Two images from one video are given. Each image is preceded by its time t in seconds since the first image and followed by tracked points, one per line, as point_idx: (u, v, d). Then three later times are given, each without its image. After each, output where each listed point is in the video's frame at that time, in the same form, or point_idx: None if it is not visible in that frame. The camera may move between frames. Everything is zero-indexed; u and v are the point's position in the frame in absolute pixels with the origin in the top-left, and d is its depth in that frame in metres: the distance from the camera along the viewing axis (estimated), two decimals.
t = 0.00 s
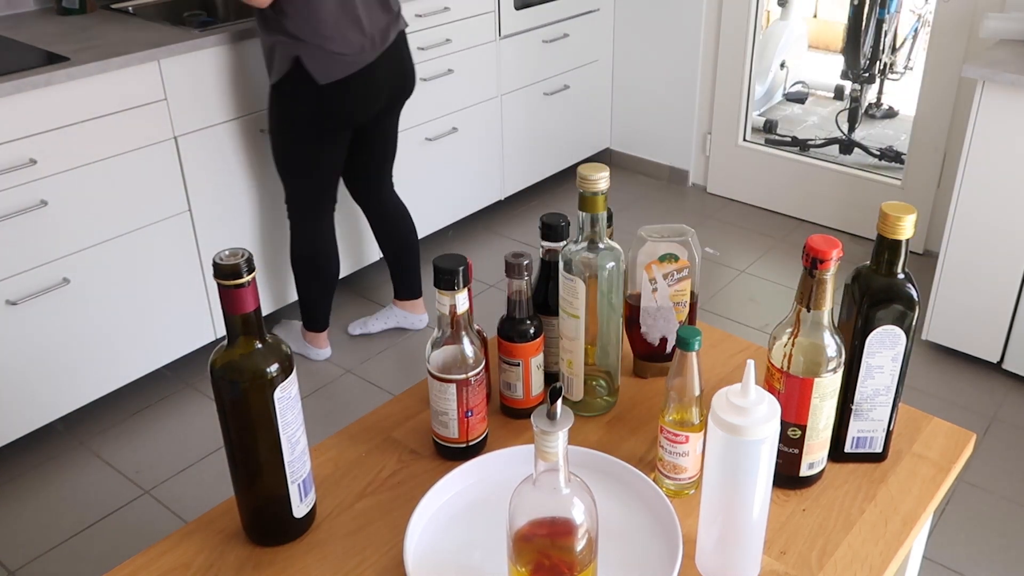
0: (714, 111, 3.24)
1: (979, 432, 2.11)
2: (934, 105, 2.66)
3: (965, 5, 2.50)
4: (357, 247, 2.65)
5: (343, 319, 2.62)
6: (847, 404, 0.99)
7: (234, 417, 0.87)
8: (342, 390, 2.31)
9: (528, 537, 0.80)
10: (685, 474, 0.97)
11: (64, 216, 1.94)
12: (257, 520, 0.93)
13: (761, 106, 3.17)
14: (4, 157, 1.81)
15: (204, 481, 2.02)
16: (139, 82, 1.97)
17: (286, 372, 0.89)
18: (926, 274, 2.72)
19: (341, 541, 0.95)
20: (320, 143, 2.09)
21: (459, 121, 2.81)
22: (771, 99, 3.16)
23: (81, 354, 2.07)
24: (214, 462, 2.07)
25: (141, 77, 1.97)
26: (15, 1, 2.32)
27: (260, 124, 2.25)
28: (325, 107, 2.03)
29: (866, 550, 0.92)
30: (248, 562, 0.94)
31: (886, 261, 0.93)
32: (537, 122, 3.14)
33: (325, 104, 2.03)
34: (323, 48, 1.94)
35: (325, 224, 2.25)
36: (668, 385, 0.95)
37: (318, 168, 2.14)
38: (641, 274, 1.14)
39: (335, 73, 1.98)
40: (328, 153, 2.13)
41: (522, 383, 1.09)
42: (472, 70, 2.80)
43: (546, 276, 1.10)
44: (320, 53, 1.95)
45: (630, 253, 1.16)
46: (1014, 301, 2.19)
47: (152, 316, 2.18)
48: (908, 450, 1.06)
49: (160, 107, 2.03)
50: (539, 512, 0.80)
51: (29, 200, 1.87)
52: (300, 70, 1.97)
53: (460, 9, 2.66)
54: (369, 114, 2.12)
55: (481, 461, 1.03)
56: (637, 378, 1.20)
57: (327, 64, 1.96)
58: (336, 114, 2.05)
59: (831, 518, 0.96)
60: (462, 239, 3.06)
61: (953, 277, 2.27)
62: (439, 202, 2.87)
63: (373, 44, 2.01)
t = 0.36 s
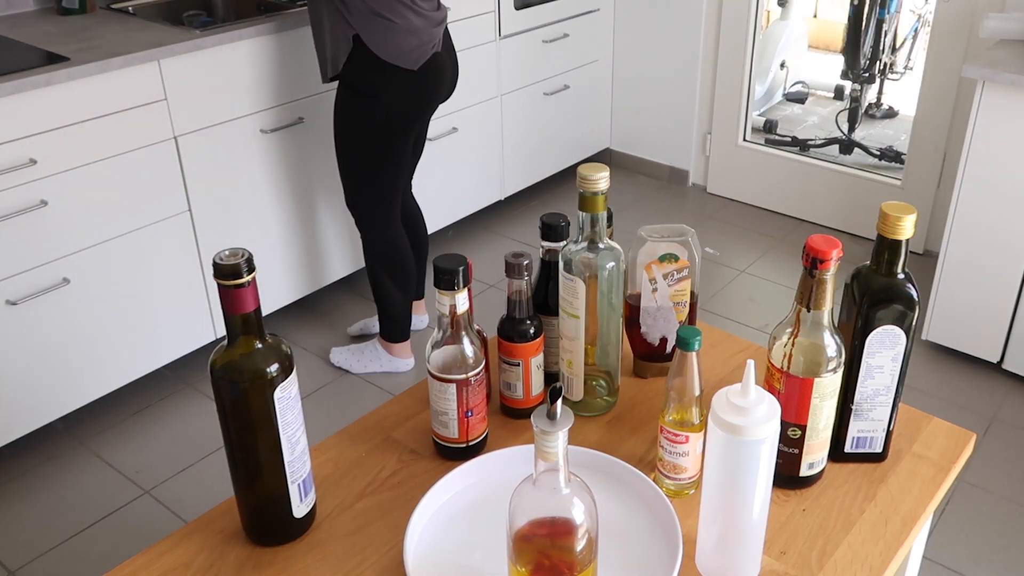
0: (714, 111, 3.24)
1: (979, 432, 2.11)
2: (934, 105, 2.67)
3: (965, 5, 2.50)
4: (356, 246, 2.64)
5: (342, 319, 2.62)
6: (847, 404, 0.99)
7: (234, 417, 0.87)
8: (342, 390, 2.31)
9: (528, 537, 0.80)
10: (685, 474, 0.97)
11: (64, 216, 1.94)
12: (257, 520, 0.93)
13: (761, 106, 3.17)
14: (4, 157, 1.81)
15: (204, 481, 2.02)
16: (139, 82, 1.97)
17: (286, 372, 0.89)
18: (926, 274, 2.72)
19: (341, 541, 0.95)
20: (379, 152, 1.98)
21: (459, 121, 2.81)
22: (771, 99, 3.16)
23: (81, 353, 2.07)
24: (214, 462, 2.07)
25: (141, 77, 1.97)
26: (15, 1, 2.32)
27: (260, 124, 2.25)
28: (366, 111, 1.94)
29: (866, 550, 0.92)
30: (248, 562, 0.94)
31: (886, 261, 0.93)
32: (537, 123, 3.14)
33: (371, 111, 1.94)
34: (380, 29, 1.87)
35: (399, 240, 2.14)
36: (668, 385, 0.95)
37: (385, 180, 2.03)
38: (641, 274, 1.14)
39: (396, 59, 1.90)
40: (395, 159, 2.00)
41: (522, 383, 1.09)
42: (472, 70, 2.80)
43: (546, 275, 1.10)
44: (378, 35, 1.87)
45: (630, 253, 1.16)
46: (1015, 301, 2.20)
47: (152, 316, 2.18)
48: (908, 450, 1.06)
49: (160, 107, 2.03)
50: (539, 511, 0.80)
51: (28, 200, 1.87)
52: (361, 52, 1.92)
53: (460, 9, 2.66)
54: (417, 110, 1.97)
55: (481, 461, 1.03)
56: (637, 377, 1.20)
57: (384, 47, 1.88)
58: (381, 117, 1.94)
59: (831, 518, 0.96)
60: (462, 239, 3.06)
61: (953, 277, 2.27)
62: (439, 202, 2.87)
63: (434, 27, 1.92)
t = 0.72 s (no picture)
0: (714, 111, 3.24)
1: (979, 432, 2.11)
2: (934, 105, 2.67)
3: (965, 6, 2.50)
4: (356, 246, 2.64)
5: (342, 319, 2.62)
6: (847, 404, 0.99)
7: (234, 418, 0.87)
8: (342, 389, 2.31)
9: (528, 537, 0.80)
10: (685, 474, 0.97)
11: (64, 216, 1.94)
12: (257, 520, 0.93)
13: (761, 106, 3.17)
14: (4, 157, 1.81)
15: (204, 480, 2.02)
16: (139, 82, 1.97)
17: (286, 372, 0.89)
18: (926, 274, 2.72)
19: (341, 542, 0.95)
20: (396, 149, 2.02)
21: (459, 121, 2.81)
22: (771, 99, 3.16)
23: (82, 353, 2.07)
24: (214, 463, 2.07)
25: (142, 77, 1.97)
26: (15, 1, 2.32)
27: (261, 124, 2.25)
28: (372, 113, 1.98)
29: (865, 550, 0.92)
30: (248, 562, 0.94)
31: (886, 261, 0.93)
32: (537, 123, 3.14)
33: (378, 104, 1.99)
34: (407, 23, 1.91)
35: (423, 230, 2.17)
36: (669, 385, 0.95)
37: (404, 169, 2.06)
38: (641, 274, 1.14)
39: (426, 50, 1.94)
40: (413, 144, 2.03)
41: (522, 383, 1.09)
42: (472, 70, 2.80)
43: (546, 275, 1.10)
44: (407, 28, 1.91)
45: (630, 253, 1.16)
46: (1015, 301, 2.20)
47: (152, 316, 2.18)
48: (908, 450, 1.06)
49: (160, 107, 2.03)
50: (539, 512, 0.80)
51: (28, 200, 1.87)
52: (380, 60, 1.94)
53: (460, 9, 2.66)
54: (430, 102, 2.00)
55: (481, 461, 1.03)
56: (637, 377, 1.20)
57: (414, 40, 1.92)
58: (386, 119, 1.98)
59: (831, 518, 0.96)
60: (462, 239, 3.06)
61: (953, 277, 2.27)
62: (439, 202, 2.87)
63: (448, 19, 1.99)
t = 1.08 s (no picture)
0: (715, 111, 3.24)
1: (979, 431, 2.11)
2: (933, 105, 2.67)
3: (965, 6, 2.50)
4: (356, 247, 2.64)
5: (342, 319, 2.62)
6: (847, 404, 0.99)
7: (234, 418, 0.87)
8: (342, 389, 2.31)
9: (528, 536, 0.80)
10: (685, 474, 0.97)
11: (63, 216, 1.94)
12: (257, 520, 0.93)
13: (761, 106, 3.17)
14: (4, 157, 1.81)
15: (205, 480, 2.02)
16: (139, 82, 1.97)
17: (286, 372, 0.89)
18: (926, 274, 2.72)
19: (341, 541, 0.95)
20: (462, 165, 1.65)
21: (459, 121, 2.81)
22: (771, 99, 3.16)
23: (82, 353, 2.07)
24: (214, 463, 2.07)
25: (141, 78, 1.97)
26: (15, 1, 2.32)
27: (261, 124, 2.25)
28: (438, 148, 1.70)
29: (865, 550, 0.92)
30: (247, 562, 0.94)
31: (886, 261, 0.93)
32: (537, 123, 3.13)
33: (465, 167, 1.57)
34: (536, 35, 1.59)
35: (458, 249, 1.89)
36: (669, 385, 0.95)
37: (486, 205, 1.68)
38: (641, 274, 1.14)
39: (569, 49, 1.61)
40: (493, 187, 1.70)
41: (522, 383, 1.09)
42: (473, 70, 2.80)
43: (546, 274, 1.10)
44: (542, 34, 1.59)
45: (631, 253, 1.16)
46: (1015, 301, 2.20)
47: (152, 316, 2.18)
48: (908, 450, 1.06)
49: (160, 108, 2.03)
50: (539, 512, 0.80)
51: (28, 201, 1.87)
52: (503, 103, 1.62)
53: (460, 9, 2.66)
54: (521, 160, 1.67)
55: (481, 462, 1.02)
56: (637, 377, 1.20)
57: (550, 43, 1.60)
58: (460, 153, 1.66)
59: (831, 518, 0.96)
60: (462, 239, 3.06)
61: (954, 277, 2.27)
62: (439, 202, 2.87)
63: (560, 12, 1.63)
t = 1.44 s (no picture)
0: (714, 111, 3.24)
1: (979, 431, 2.11)
2: (934, 105, 2.67)
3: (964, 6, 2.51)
4: (356, 247, 2.64)
5: (342, 319, 2.62)
6: (847, 404, 0.99)
7: (234, 418, 0.87)
8: (342, 389, 2.31)
9: (528, 537, 0.77)
10: (685, 474, 0.97)
11: (64, 216, 1.94)
12: (257, 520, 0.93)
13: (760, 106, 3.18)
14: (4, 157, 1.81)
15: (205, 480, 2.02)
16: (139, 82, 1.97)
17: (286, 372, 0.88)
18: (925, 273, 2.73)
19: (341, 541, 0.95)
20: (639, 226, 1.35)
21: (459, 121, 2.81)
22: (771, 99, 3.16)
23: (82, 353, 2.07)
24: (215, 463, 2.07)
25: (142, 78, 1.97)
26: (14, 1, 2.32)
27: (261, 124, 2.26)
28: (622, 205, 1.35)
29: (866, 550, 0.92)
30: (247, 562, 0.94)
31: (886, 262, 0.93)
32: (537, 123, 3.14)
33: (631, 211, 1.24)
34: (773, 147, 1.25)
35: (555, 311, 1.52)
36: (669, 385, 0.95)
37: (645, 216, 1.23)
38: (641, 274, 1.14)
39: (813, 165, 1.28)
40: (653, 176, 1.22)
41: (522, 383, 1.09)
42: (472, 70, 2.81)
43: (547, 274, 1.10)
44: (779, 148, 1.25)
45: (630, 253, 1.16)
46: (1015, 301, 2.20)
47: (152, 317, 2.18)
48: (908, 450, 1.06)
49: (160, 107, 2.03)
50: (540, 512, 0.78)
51: (28, 200, 1.87)
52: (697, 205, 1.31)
53: (460, 9, 2.66)
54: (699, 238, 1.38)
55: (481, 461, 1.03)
56: (638, 378, 1.20)
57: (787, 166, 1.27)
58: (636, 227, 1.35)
59: (831, 518, 0.96)
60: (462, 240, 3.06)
61: (953, 277, 2.27)
62: (439, 203, 2.87)
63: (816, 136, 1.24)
